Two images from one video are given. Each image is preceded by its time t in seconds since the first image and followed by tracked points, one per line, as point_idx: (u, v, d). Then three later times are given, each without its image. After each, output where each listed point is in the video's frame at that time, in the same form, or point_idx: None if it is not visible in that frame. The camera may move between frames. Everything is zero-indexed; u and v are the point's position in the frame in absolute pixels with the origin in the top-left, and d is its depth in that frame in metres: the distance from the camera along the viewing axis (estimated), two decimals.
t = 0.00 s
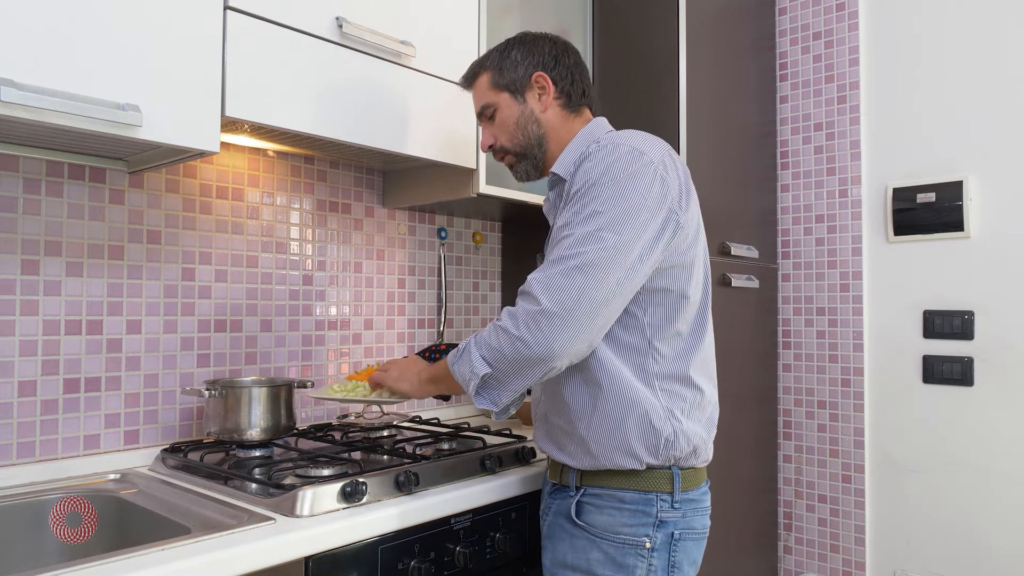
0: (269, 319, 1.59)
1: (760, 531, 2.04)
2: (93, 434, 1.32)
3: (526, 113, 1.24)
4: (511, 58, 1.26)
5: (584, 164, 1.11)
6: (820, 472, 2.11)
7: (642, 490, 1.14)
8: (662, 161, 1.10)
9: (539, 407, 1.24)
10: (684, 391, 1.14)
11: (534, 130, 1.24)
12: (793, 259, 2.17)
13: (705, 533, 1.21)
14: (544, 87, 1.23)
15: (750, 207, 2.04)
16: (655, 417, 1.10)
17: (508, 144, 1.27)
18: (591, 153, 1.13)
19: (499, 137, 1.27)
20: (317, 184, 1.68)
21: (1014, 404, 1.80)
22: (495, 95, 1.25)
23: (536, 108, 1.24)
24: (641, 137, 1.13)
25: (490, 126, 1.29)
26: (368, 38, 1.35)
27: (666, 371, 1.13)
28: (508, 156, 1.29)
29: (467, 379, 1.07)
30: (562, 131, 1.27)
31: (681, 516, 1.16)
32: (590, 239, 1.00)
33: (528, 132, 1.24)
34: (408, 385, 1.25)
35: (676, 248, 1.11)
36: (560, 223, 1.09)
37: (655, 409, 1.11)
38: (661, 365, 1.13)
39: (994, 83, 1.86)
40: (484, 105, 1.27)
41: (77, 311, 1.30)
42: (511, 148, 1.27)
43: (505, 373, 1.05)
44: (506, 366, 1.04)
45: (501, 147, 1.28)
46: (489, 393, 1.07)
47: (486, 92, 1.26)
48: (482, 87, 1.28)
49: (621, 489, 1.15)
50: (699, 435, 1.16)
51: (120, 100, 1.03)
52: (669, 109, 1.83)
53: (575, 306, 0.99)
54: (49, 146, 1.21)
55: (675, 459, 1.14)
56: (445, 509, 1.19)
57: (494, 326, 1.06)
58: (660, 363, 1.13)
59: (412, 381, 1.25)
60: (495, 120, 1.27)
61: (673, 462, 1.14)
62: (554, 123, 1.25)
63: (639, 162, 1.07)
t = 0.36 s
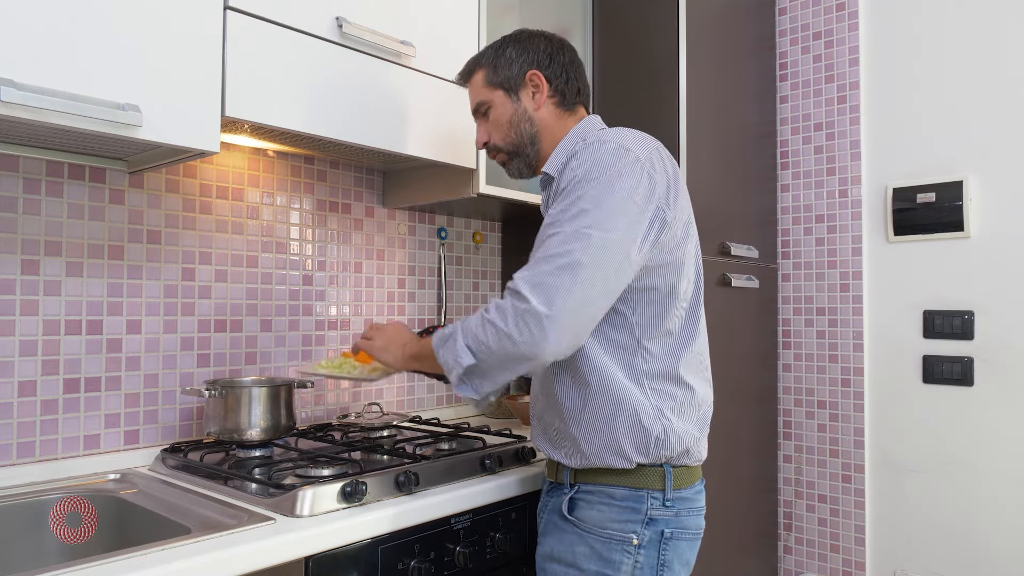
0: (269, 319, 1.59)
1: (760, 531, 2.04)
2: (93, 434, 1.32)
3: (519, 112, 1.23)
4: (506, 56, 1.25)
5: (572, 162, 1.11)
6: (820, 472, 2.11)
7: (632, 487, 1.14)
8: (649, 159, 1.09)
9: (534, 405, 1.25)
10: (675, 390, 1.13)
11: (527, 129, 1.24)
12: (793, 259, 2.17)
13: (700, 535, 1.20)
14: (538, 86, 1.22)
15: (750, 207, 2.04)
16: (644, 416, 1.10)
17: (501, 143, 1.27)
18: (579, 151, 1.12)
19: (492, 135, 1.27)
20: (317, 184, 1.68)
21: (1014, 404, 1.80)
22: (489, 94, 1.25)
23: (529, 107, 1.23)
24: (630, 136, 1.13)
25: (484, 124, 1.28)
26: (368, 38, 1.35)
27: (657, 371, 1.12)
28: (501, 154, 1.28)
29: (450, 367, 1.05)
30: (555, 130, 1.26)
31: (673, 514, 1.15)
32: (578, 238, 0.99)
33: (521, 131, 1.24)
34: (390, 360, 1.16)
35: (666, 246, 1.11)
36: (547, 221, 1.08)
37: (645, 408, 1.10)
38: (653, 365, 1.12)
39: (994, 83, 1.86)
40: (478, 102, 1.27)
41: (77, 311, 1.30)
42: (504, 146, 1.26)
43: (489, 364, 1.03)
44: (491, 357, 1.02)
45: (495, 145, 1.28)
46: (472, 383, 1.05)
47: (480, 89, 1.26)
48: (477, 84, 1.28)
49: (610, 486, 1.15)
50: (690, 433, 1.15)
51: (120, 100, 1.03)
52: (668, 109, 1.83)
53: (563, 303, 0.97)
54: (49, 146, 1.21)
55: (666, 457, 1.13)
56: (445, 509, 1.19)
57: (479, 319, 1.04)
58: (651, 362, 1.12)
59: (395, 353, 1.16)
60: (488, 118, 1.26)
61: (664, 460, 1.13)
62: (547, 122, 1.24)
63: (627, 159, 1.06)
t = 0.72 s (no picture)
0: (269, 320, 1.59)
1: (760, 531, 2.03)
2: (93, 434, 1.32)
3: (508, 101, 1.22)
4: (498, 43, 1.23)
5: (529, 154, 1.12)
6: (820, 472, 2.11)
7: (589, 488, 1.13)
8: (605, 153, 1.08)
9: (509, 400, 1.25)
10: (633, 388, 1.10)
11: (514, 118, 1.22)
12: (794, 259, 2.17)
13: (668, 535, 1.17)
14: (527, 75, 1.21)
15: (750, 207, 2.04)
16: (597, 412, 1.08)
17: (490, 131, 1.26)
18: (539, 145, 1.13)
19: (480, 124, 1.26)
20: (317, 184, 1.68)
21: (1014, 404, 1.80)
22: (478, 82, 1.24)
23: (518, 96, 1.22)
24: (591, 129, 1.12)
25: (475, 112, 1.28)
26: (368, 38, 1.35)
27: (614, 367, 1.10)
28: (490, 142, 1.28)
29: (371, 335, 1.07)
30: (544, 120, 1.24)
31: (633, 515, 1.13)
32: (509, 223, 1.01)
33: (508, 119, 1.23)
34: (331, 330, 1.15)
35: (624, 240, 1.09)
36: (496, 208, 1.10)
37: (598, 404, 1.08)
38: (612, 360, 1.10)
39: (994, 83, 1.86)
40: (469, 90, 1.26)
41: (77, 311, 1.30)
42: (492, 134, 1.25)
43: (407, 336, 1.05)
44: (407, 328, 1.04)
45: (483, 133, 1.27)
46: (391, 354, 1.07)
47: (470, 77, 1.25)
48: (469, 72, 1.27)
49: (566, 487, 1.14)
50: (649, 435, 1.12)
51: (120, 100, 1.03)
52: (669, 109, 1.83)
53: (479, 281, 1.00)
54: (49, 146, 1.21)
55: (621, 457, 1.11)
56: (444, 509, 1.19)
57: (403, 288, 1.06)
58: (610, 358, 1.10)
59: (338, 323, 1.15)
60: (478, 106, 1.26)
61: (619, 460, 1.11)
62: (536, 111, 1.23)
63: (580, 151, 1.06)
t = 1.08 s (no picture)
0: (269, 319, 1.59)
1: (760, 532, 2.03)
2: (93, 434, 1.32)
3: (478, 90, 1.22)
4: (467, 29, 1.22)
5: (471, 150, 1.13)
6: (820, 472, 2.11)
7: (536, 492, 1.11)
8: (534, 145, 1.06)
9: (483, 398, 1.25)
10: (576, 390, 1.07)
11: (484, 108, 1.22)
12: (794, 259, 2.17)
13: (626, 540, 1.13)
14: (496, 63, 1.19)
15: (750, 207, 2.04)
16: (532, 410, 1.07)
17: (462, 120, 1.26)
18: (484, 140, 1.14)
19: (452, 113, 1.26)
20: (317, 184, 1.68)
21: (1014, 404, 1.80)
22: (449, 70, 1.23)
23: (487, 85, 1.21)
24: (530, 122, 1.10)
25: (448, 101, 1.28)
26: (368, 38, 1.35)
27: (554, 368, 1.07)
28: (463, 131, 1.28)
29: (294, 319, 1.13)
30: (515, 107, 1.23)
31: (581, 519, 1.11)
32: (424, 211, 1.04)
33: (478, 109, 1.22)
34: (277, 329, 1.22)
35: (563, 235, 1.06)
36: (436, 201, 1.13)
37: (532, 401, 1.07)
38: (550, 358, 1.07)
39: (994, 83, 1.86)
40: (441, 78, 1.25)
41: (77, 312, 1.30)
42: (464, 124, 1.25)
43: (322, 319, 1.10)
44: (322, 308, 1.09)
45: (457, 122, 1.27)
46: (311, 339, 1.12)
47: (441, 65, 1.25)
48: (441, 59, 1.26)
49: (518, 491, 1.13)
50: (597, 438, 1.08)
51: (120, 100, 1.03)
52: (669, 109, 1.82)
53: (386, 266, 1.04)
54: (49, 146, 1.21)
55: (567, 460, 1.08)
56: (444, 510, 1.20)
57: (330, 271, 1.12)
58: (547, 356, 1.07)
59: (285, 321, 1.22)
60: (450, 95, 1.25)
61: (566, 463, 1.09)
62: (506, 100, 1.22)
63: (508, 143, 1.06)
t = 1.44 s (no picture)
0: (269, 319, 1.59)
1: (760, 532, 2.03)
2: (93, 434, 1.32)
3: (461, 89, 1.22)
4: (450, 28, 1.22)
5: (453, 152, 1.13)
6: (820, 472, 2.11)
7: (518, 493, 1.11)
8: (511, 146, 1.05)
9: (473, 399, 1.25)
10: (556, 391, 1.07)
11: (468, 108, 1.23)
12: (794, 259, 2.17)
13: (610, 540, 1.12)
14: (479, 61, 1.19)
15: (750, 207, 2.04)
16: (514, 411, 1.07)
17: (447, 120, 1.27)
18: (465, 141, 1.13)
19: (437, 113, 1.27)
20: (317, 184, 1.68)
21: (1014, 404, 1.80)
22: (433, 70, 1.23)
23: (470, 84, 1.21)
24: (509, 123, 1.09)
25: (433, 100, 1.28)
26: (368, 38, 1.35)
27: (534, 370, 1.07)
28: (448, 131, 1.29)
29: (276, 327, 1.13)
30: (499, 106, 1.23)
31: (563, 520, 1.10)
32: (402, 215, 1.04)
33: (462, 109, 1.23)
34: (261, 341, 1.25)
35: (540, 236, 1.05)
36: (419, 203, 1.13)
37: (514, 403, 1.07)
38: (531, 360, 1.07)
39: (994, 83, 1.86)
40: (425, 78, 1.25)
41: (77, 312, 1.30)
42: (449, 124, 1.26)
43: (302, 326, 1.10)
44: (303, 314, 1.10)
45: (441, 122, 1.28)
46: (293, 347, 1.13)
47: (425, 65, 1.25)
48: (425, 58, 1.26)
49: (502, 492, 1.13)
50: (578, 440, 1.07)
51: (120, 100, 1.03)
52: (669, 109, 1.82)
53: (365, 271, 1.04)
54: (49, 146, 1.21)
55: (551, 462, 1.08)
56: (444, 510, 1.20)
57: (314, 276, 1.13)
58: (528, 358, 1.07)
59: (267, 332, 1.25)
60: (434, 95, 1.26)
61: (549, 464, 1.09)
62: (489, 98, 1.22)
63: (486, 143, 1.05)
